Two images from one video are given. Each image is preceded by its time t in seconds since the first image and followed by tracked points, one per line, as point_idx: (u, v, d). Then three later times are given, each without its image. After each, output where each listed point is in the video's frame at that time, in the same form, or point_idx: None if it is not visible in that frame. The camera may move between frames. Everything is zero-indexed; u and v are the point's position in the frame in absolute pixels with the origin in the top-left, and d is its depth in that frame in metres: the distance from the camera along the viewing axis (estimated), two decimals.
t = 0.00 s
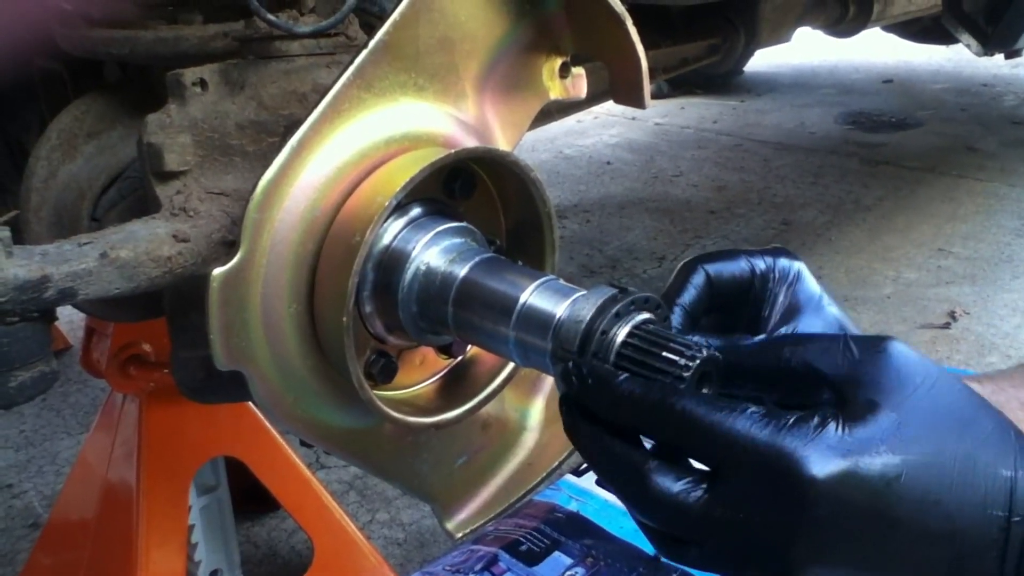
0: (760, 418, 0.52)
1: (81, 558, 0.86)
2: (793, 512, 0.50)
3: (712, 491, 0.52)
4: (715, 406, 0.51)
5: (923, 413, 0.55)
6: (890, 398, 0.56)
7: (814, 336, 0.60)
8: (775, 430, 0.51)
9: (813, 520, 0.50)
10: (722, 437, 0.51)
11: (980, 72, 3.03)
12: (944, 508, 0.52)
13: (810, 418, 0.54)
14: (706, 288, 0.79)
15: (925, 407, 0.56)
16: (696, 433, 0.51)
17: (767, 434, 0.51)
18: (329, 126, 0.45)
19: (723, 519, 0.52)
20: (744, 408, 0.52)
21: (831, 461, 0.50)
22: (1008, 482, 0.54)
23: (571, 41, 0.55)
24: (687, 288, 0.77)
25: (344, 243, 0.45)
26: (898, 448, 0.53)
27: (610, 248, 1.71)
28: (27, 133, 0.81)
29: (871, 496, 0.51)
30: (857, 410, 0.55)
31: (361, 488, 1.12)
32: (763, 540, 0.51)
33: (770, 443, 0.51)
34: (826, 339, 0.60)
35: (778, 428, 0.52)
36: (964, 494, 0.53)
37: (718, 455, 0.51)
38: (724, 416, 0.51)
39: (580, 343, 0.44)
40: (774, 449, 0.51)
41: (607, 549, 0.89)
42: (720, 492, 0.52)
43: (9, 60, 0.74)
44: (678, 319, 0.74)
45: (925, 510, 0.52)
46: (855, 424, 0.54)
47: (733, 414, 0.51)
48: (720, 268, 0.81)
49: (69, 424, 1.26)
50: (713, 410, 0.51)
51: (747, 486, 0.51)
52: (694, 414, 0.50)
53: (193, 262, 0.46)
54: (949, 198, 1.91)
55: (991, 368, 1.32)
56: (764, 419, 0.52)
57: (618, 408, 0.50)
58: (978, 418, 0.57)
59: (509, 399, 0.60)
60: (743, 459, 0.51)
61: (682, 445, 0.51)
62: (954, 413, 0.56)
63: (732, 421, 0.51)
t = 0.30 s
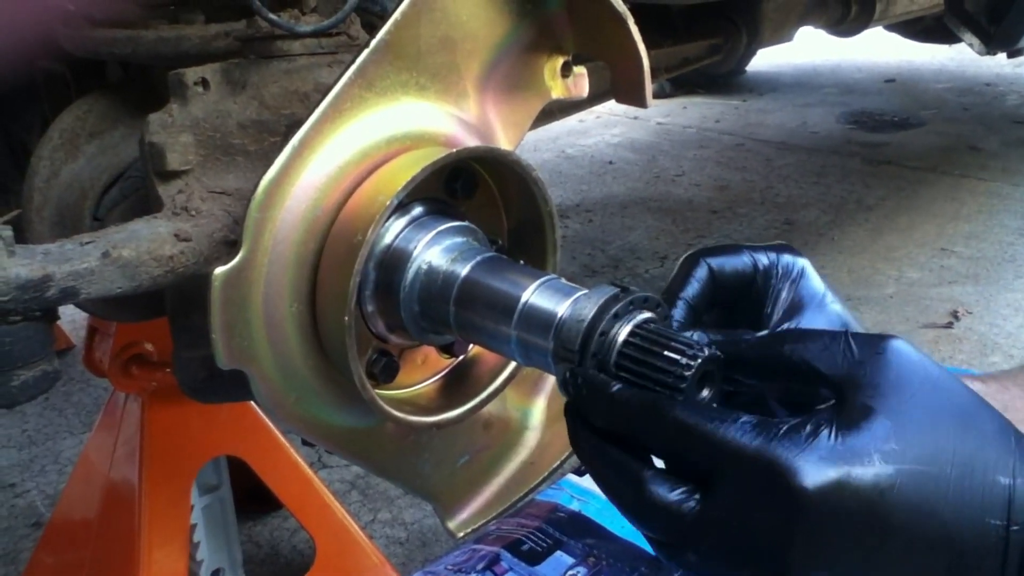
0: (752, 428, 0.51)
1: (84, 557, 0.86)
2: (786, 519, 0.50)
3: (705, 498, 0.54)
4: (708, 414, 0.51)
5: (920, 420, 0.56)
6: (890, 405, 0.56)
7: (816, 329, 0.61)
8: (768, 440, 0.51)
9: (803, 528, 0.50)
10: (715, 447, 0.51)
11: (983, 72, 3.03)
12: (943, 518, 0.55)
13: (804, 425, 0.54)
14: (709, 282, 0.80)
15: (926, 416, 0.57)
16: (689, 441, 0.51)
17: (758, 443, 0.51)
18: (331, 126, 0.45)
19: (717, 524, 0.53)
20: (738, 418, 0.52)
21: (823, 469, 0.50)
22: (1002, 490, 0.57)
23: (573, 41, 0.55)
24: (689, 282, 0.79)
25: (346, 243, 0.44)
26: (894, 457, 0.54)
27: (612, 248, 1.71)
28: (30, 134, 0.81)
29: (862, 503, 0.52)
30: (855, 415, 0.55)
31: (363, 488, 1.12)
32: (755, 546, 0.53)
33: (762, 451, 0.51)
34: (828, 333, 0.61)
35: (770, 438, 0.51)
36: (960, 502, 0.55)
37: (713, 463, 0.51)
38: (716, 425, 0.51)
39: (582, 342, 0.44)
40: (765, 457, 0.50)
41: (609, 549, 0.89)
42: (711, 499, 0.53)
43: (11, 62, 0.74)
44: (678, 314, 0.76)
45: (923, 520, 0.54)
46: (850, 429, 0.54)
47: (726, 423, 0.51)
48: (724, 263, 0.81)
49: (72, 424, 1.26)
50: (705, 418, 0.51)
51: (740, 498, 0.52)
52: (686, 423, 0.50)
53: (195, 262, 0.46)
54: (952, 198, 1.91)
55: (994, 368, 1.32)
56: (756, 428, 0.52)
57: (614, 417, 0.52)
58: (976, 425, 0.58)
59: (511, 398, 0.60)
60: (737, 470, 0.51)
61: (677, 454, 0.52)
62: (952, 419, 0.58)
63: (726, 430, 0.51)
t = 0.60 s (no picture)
0: (749, 430, 0.52)
1: (84, 557, 0.86)
2: (783, 522, 0.51)
3: (703, 501, 0.55)
4: (703, 416, 0.52)
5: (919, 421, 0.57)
6: (891, 406, 0.56)
7: (819, 325, 0.61)
8: (766, 441, 0.52)
9: (802, 533, 0.51)
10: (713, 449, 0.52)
11: (984, 71, 3.03)
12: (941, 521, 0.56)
13: (802, 427, 0.54)
14: (710, 283, 0.80)
15: (928, 417, 0.58)
16: (687, 444, 0.52)
17: (756, 446, 0.52)
18: (331, 125, 0.45)
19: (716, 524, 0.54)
20: (736, 419, 0.53)
21: (822, 472, 0.51)
22: (1002, 493, 0.58)
23: (573, 41, 0.55)
24: (690, 283, 0.78)
25: (346, 242, 0.44)
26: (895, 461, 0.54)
27: (613, 247, 1.71)
28: (31, 133, 0.81)
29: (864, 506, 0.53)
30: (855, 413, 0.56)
31: (363, 486, 1.12)
32: (756, 548, 0.53)
33: (759, 455, 0.51)
34: (832, 329, 0.60)
35: (767, 440, 0.52)
36: (958, 503, 0.57)
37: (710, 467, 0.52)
38: (714, 429, 0.52)
39: (582, 340, 0.44)
40: (761, 460, 0.51)
41: (609, 548, 0.89)
42: (709, 502, 0.54)
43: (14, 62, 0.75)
44: (679, 314, 0.75)
45: (923, 521, 0.55)
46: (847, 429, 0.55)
47: (724, 426, 0.52)
48: (725, 264, 0.81)
49: (72, 423, 1.26)
50: (701, 422, 0.52)
51: (739, 501, 0.52)
52: (683, 426, 0.52)
53: (195, 261, 0.46)
54: (952, 197, 1.91)
55: (994, 367, 1.32)
56: (754, 431, 0.53)
57: (612, 418, 0.53)
58: (976, 428, 0.59)
59: (511, 397, 0.60)
60: (735, 471, 0.51)
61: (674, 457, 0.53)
62: (954, 418, 0.59)
63: (725, 433, 0.52)
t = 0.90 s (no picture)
0: (747, 443, 0.54)
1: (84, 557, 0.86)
2: (778, 534, 0.51)
3: (702, 512, 0.55)
4: (703, 427, 0.53)
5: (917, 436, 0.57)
6: (890, 421, 0.56)
7: (822, 330, 0.59)
8: (764, 454, 0.53)
9: (798, 546, 0.51)
10: (710, 462, 0.52)
11: (984, 71, 3.03)
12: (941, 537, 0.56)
13: (802, 441, 0.55)
14: (710, 284, 0.79)
15: (930, 434, 0.57)
16: (687, 455, 0.52)
17: (756, 459, 0.53)
18: (331, 125, 0.45)
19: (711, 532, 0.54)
20: (733, 433, 0.54)
21: (822, 485, 0.52)
22: (1002, 507, 0.57)
23: (573, 41, 0.55)
24: (690, 283, 0.78)
25: (345, 242, 0.44)
26: (893, 478, 0.54)
27: (613, 247, 1.71)
28: (30, 133, 0.81)
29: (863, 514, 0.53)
30: (854, 424, 0.56)
31: (363, 486, 1.12)
32: (752, 556, 0.54)
33: (760, 468, 0.52)
34: (835, 335, 0.58)
35: (765, 452, 0.53)
36: (959, 519, 0.57)
37: (710, 479, 0.53)
38: (712, 440, 0.53)
39: (581, 340, 0.44)
40: (762, 474, 0.52)
41: (609, 548, 0.89)
42: (706, 513, 0.54)
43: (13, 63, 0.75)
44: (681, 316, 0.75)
45: (922, 537, 0.55)
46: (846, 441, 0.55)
47: (723, 438, 0.53)
48: (724, 263, 0.80)
49: (72, 423, 1.26)
50: (701, 433, 0.52)
51: (737, 513, 0.53)
52: (682, 436, 0.52)
53: (195, 260, 0.46)
54: (952, 197, 1.91)
55: (994, 367, 1.32)
56: (753, 444, 0.54)
57: (612, 425, 0.51)
58: (976, 439, 0.59)
59: (511, 398, 0.60)
60: (734, 482, 0.52)
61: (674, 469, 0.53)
62: (957, 433, 0.58)
63: (723, 445, 0.53)
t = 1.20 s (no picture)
0: (757, 448, 0.53)
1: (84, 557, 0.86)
2: (786, 538, 0.51)
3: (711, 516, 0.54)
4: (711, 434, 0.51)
5: (925, 442, 0.56)
6: (899, 426, 0.55)
7: (829, 336, 0.60)
8: (775, 460, 0.52)
9: (806, 551, 0.50)
10: (719, 466, 0.51)
11: (985, 71, 3.02)
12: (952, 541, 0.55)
13: (812, 447, 0.54)
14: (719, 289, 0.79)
15: (940, 439, 0.57)
16: (694, 459, 0.51)
17: (766, 465, 0.52)
18: (331, 125, 0.45)
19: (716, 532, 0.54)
20: (744, 437, 0.53)
21: (831, 493, 0.51)
22: (1014, 516, 0.57)
23: (573, 41, 0.55)
24: (699, 289, 0.78)
25: (345, 242, 0.44)
26: (904, 484, 0.54)
27: (613, 247, 1.71)
28: (31, 133, 0.81)
29: (875, 519, 0.52)
30: (863, 430, 0.55)
31: (363, 487, 1.12)
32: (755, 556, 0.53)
33: (770, 474, 0.52)
34: (843, 340, 0.59)
35: (776, 458, 0.52)
36: (970, 523, 0.56)
37: (717, 484, 0.52)
38: (722, 445, 0.51)
39: (581, 340, 0.44)
40: (772, 480, 0.51)
41: (609, 548, 0.89)
42: (714, 516, 0.54)
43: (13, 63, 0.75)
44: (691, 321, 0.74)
45: (931, 544, 0.54)
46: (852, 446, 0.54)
47: (734, 442, 0.52)
48: (732, 269, 0.80)
49: (72, 423, 1.26)
50: (712, 438, 0.51)
51: (744, 517, 0.52)
52: (692, 442, 0.51)
53: (195, 261, 0.46)
54: (953, 198, 1.91)
55: (995, 368, 1.32)
56: (763, 449, 0.53)
57: (620, 428, 0.51)
58: (987, 445, 0.58)
59: (512, 398, 0.60)
60: (742, 487, 0.51)
61: (683, 473, 0.52)
62: (966, 439, 0.58)
63: (733, 450, 0.51)
